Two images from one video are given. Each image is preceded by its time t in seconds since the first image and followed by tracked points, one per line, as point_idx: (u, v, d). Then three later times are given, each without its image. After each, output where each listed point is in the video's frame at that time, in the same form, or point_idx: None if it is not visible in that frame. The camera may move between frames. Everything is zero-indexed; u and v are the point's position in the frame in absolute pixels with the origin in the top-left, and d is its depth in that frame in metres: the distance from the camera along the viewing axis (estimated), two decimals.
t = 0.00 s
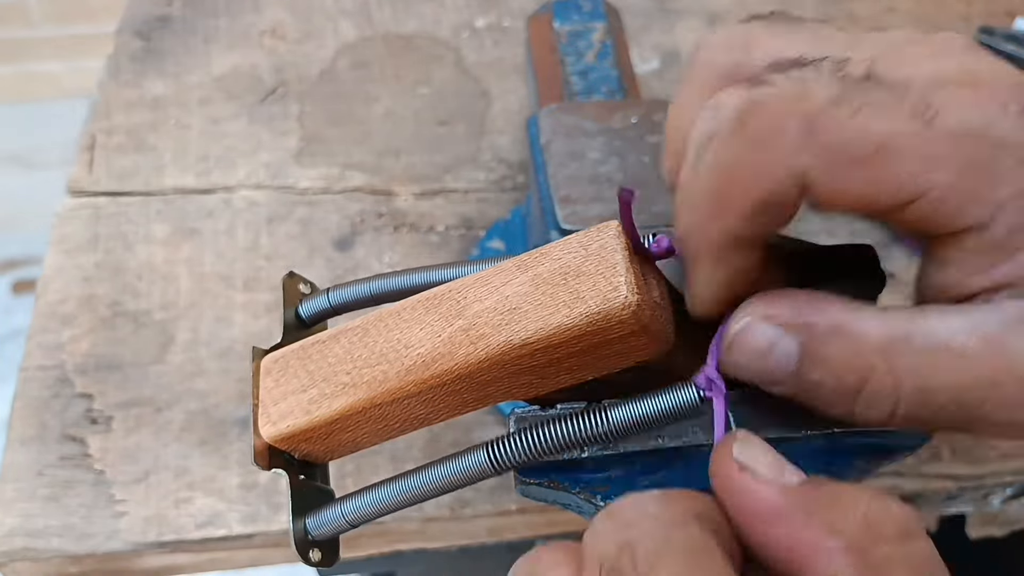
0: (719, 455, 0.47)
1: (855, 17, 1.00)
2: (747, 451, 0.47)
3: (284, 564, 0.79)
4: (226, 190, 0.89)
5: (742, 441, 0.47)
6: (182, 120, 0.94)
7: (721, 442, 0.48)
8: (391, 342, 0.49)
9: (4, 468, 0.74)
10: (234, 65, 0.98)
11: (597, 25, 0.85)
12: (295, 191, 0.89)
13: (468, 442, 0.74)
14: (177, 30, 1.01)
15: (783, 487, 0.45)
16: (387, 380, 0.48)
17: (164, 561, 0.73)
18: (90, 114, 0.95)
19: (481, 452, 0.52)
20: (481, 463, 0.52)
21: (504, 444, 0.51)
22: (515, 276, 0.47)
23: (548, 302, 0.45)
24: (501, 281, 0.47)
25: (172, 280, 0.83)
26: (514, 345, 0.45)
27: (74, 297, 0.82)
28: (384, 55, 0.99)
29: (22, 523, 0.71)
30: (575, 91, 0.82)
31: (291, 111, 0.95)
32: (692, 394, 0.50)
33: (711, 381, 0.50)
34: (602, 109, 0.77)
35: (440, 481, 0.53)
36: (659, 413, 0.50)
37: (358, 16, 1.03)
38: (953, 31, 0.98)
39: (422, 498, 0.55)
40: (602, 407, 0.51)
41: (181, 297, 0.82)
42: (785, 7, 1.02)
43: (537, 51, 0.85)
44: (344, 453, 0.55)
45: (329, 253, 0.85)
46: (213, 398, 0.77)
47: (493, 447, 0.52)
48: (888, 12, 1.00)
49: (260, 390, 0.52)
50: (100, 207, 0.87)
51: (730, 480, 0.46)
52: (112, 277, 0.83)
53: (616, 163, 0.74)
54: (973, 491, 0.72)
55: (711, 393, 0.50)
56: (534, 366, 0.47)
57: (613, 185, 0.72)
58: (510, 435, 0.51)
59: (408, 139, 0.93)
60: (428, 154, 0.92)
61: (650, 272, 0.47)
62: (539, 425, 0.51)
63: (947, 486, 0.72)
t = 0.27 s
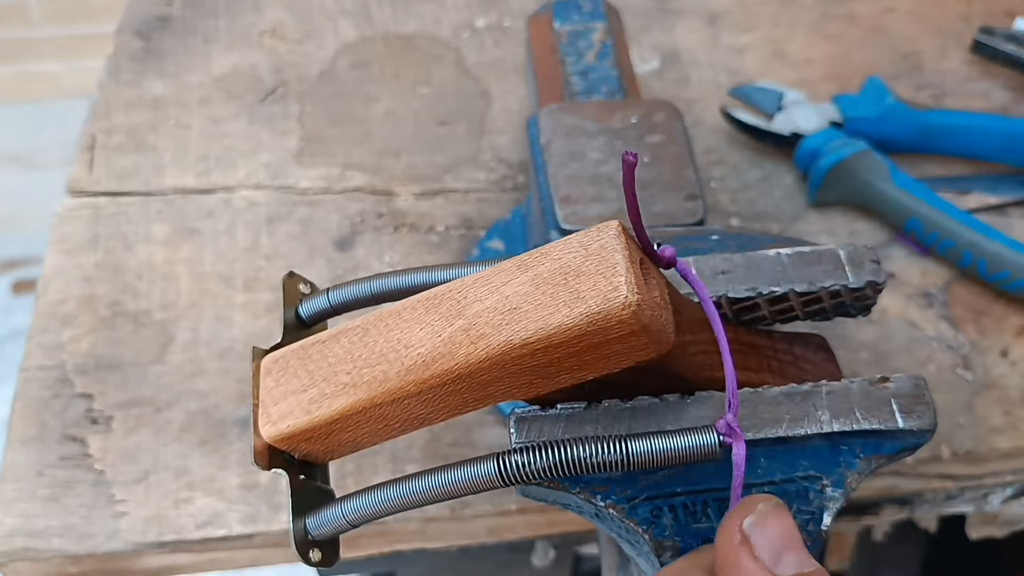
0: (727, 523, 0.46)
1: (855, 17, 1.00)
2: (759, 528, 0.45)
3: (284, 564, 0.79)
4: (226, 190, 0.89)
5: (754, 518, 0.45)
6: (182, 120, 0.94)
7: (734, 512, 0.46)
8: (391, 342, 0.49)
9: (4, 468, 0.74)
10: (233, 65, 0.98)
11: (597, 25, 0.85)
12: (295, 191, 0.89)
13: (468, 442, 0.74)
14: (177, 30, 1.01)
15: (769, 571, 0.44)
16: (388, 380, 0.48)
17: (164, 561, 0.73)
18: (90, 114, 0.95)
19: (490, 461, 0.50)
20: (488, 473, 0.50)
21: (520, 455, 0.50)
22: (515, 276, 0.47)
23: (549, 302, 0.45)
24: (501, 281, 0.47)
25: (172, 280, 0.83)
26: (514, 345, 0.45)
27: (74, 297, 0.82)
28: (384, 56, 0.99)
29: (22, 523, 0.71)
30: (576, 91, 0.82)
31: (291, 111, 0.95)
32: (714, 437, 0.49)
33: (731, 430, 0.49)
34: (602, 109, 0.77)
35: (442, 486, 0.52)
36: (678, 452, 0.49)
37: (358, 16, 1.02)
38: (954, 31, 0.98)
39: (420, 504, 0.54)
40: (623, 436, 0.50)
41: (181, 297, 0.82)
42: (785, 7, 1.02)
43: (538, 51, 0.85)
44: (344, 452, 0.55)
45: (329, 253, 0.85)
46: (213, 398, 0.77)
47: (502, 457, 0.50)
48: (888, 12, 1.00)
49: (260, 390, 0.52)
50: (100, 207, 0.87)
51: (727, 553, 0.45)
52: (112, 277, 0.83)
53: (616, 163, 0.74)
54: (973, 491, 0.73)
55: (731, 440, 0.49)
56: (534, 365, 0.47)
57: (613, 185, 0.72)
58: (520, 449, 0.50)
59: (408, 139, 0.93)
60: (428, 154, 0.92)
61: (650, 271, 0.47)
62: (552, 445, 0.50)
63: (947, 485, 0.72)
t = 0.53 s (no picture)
0: (755, 491, 0.43)
1: (855, 17, 1.00)
2: (795, 503, 0.42)
3: (284, 564, 0.79)
4: (226, 191, 0.89)
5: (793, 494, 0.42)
6: (182, 120, 0.94)
7: (765, 478, 0.43)
8: (391, 342, 0.49)
9: (4, 468, 0.74)
10: (233, 65, 0.98)
11: (597, 25, 0.85)
12: (295, 191, 0.89)
13: (468, 442, 0.74)
14: (177, 30, 1.01)
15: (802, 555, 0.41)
16: (387, 380, 0.48)
17: (164, 561, 0.73)
18: (90, 114, 0.95)
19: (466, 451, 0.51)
20: (465, 464, 0.51)
21: (495, 441, 0.51)
22: (515, 276, 0.47)
23: (549, 302, 0.45)
24: (501, 281, 0.47)
25: (172, 281, 0.83)
26: (514, 345, 0.46)
27: (74, 298, 0.82)
28: (384, 56, 0.99)
29: (22, 523, 0.71)
30: (575, 91, 0.82)
31: (291, 111, 0.95)
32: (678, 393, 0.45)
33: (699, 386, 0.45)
34: (602, 109, 0.77)
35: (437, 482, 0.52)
36: (640, 415, 0.47)
37: (358, 16, 1.02)
38: (954, 31, 0.98)
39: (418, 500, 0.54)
40: (589, 408, 0.49)
41: (181, 297, 0.82)
42: (785, 7, 1.02)
43: (538, 52, 0.85)
44: (344, 452, 0.55)
45: (329, 253, 0.85)
46: (213, 398, 0.77)
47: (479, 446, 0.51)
48: (888, 12, 1.00)
49: (260, 390, 0.52)
50: (100, 207, 0.87)
51: (758, 526, 0.42)
52: (112, 277, 0.83)
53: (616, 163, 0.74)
54: (973, 490, 0.73)
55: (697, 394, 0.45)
56: (534, 364, 0.47)
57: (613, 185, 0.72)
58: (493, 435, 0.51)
59: (408, 140, 0.93)
60: (428, 154, 0.92)
61: (650, 271, 0.47)
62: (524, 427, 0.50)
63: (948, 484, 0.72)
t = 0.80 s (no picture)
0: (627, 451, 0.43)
1: (855, 17, 1.00)
2: (660, 453, 0.42)
3: (284, 564, 0.79)
4: (226, 191, 0.89)
5: (659, 441, 0.42)
6: (182, 120, 0.94)
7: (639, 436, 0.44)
8: (391, 342, 0.49)
9: (4, 468, 0.74)
10: (233, 65, 0.98)
11: (597, 25, 0.85)
12: (295, 191, 0.89)
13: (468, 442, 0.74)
14: (177, 30, 1.01)
15: (678, 505, 0.42)
16: (387, 380, 0.48)
17: (164, 561, 0.73)
18: (90, 114, 0.95)
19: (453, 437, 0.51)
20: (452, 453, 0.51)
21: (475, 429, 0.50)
22: (515, 276, 0.47)
23: (549, 302, 0.45)
24: (501, 280, 0.47)
25: (172, 281, 0.83)
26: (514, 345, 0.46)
27: (74, 298, 0.82)
28: (384, 55, 0.99)
29: (21, 523, 0.71)
30: (575, 91, 0.82)
31: (291, 111, 0.95)
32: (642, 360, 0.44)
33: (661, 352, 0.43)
34: (602, 109, 0.77)
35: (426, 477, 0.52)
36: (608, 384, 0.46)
37: (358, 16, 1.02)
38: (954, 31, 0.98)
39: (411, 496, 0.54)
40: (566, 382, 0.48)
41: (181, 297, 0.82)
42: (785, 7, 1.02)
43: (538, 52, 0.85)
44: (344, 453, 0.55)
45: (329, 253, 0.85)
46: (213, 398, 0.77)
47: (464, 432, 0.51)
48: (888, 12, 1.00)
49: (260, 390, 0.52)
50: (100, 207, 0.87)
51: (629, 482, 0.43)
52: (112, 277, 0.83)
53: (616, 163, 0.74)
54: (973, 490, 0.72)
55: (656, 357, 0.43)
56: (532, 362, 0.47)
57: (613, 185, 0.72)
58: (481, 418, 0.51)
59: (408, 140, 0.93)
60: (428, 154, 0.92)
61: (650, 271, 0.47)
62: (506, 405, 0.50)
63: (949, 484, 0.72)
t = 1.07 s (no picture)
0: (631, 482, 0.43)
1: (855, 17, 1.00)
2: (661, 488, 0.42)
3: (284, 564, 0.79)
4: (226, 191, 0.89)
5: (661, 478, 0.42)
6: (182, 120, 0.94)
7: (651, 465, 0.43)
8: (391, 341, 0.49)
9: (4, 468, 0.74)
10: (233, 65, 0.98)
11: (597, 25, 0.85)
12: (295, 191, 0.89)
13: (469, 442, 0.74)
14: (177, 30, 1.01)
15: (671, 540, 0.41)
16: (387, 380, 0.48)
17: (164, 561, 0.72)
18: (90, 114, 0.95)
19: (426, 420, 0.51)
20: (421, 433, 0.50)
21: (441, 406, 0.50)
22: (515, 276, 0.47)
23: (549, 302, 0.46)
24: (501, 280, 0.47)
25: (172, 280, 0.83)
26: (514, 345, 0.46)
27: (74, 298, 0.82)
28: (384, 55, 0.99)
29: (21, 523, 0.71)
30: (575, 91, 0.82)
31: (292, 111, 0.95)
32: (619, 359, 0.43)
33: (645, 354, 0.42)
34: (601, 109, 0.77)
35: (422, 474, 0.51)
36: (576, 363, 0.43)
37: (358, 16, 1.02)
38: (954, 31, 0.98)
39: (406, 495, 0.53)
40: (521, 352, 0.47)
41: (181, 297, 0.82)
42: (785, 7, 1.02)
43: (538, 52, 0.86)
44: (344, 452, 0.55)
45: (329, 253, 0.85)
46: (213, 398, 0.77)
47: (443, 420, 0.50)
48: (888, 12, 1.00)
49: (260, 390, 0.52)
50: (100, 207, 0.87)
51: (629, 518, 0.42)
52: (112, 277, 0.83)
53: (617, 163, 0.74)
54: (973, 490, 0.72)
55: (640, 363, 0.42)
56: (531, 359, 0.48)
57: (613, 184, 0.72)
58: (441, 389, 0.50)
59: (408, 140, 0.93)
60: (428, 154, 0.92)
61: (650, 271, 0.47)
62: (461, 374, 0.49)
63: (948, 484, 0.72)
